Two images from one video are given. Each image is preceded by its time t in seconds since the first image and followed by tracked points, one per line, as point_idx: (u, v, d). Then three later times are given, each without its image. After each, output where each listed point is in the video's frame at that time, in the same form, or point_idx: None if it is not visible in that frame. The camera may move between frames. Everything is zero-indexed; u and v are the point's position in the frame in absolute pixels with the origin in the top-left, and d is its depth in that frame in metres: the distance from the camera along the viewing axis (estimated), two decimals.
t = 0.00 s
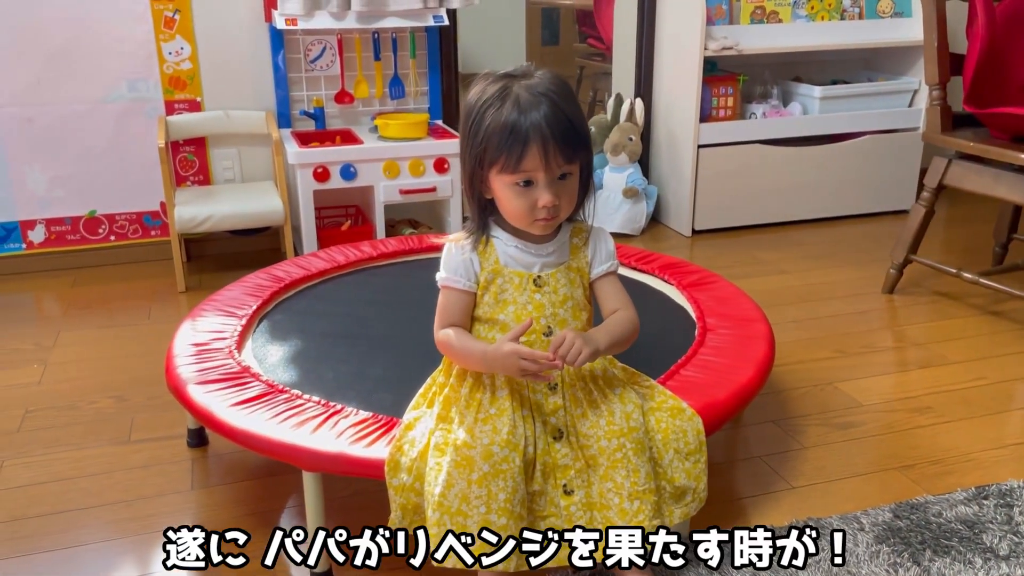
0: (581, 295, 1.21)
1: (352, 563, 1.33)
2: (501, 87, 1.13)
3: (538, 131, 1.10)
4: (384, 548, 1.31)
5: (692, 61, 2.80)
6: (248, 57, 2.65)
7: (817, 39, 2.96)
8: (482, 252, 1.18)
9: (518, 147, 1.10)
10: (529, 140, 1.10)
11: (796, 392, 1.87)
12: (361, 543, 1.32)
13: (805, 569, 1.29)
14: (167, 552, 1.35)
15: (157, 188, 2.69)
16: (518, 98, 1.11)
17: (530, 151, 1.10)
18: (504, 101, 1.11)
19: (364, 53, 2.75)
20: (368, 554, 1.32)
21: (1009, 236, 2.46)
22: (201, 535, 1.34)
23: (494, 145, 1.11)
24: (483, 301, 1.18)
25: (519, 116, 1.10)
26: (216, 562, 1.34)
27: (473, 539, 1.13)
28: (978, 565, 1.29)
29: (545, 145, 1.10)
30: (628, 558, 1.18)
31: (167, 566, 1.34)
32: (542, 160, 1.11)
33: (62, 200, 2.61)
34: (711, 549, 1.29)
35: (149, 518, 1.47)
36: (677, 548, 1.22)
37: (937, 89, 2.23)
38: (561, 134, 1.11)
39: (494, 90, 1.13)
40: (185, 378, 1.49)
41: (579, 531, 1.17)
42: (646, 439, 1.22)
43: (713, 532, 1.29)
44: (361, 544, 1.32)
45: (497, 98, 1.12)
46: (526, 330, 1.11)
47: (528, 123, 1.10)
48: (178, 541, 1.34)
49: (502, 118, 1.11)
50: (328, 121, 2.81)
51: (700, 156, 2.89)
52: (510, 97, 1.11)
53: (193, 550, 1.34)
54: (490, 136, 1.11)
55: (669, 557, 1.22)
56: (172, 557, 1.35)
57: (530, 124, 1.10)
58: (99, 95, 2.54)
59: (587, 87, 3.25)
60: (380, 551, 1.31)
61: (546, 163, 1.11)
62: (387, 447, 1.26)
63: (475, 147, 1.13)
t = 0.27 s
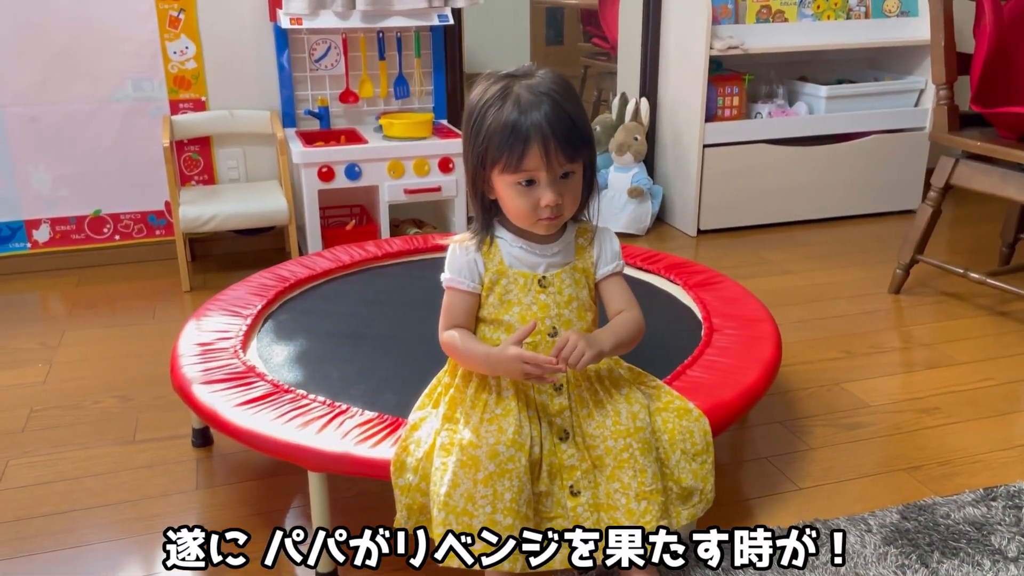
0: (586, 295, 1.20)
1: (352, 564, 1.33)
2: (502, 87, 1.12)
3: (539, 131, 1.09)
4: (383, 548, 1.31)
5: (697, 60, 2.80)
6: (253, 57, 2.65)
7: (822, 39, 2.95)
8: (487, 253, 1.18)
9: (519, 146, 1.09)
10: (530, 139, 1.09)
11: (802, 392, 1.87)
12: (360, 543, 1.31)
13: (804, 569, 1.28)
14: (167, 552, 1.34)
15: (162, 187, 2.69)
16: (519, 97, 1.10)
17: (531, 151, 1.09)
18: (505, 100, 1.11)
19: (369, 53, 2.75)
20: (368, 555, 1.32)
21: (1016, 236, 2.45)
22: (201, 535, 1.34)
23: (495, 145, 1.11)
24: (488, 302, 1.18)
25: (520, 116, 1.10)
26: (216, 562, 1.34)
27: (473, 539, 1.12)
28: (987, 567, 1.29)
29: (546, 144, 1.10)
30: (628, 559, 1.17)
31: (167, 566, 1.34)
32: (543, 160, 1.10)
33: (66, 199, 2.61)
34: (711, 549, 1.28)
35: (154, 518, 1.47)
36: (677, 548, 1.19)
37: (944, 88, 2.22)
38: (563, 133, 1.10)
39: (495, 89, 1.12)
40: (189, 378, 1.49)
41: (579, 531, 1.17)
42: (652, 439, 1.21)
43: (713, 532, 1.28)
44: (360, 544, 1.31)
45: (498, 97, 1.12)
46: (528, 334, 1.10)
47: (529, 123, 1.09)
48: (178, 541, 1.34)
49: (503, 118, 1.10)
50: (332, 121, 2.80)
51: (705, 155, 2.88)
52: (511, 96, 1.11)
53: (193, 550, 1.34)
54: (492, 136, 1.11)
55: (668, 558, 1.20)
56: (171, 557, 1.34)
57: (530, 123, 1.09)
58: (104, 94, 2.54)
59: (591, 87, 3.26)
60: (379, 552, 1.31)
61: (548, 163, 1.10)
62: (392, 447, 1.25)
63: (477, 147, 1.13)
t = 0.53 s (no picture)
0: (588, 294, 1.20)
1: (352, 564, 1.32)
2: (501, 87, 1.12)
3: (538, 131, 1.09)
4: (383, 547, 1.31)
5: (701, 59, 2.79)
6: (256, 56, 2.65)
7: (826, 38, 2.94)
8: (488, 252, 1.17)
9: (518, 146, 1.09)
10: (529, 139, 1.09)
11: (806, 392, 1.86)
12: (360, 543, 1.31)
13: (804, 568, 1.28)
14: (167, 552, 1.34)
15: (166, 186, 2.69)
16: (518, 97, 1.10)
17: (530, 151, 1.09)
18: (504, 100, 1.11)
19: (372, 52, 2.75)
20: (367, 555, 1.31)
21: (1020, 235, 2.44)
22: (201, 535, 1.33)
23: (494, 145, 1.11)
24: (490, 302, 1.18)
25: (519, 116, 1.10)
26: (216, 562, 1.34)
27: (473, 539, 1.12)
28: (991, 567, 1.28)
29: (544, 144, 1.09)
30: (628, 559, 1.16)
31: (167, 566, 1.34)
32: (542, 160, 1.10)
33: (70, 198, 2.61)
34: (711, 549, 1.28)
35: (157, 517, 1.47)
36: (677, 548, 1.18)
37: (948, 87, 2.21)
38: (561, 133, 1.10)
39: (494, 90, 1.12)
40: (191, 376, 1.49)
41: (579, 531, 1.16)
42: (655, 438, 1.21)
43: (713, 532, 1.27)
44: (360, 543, 1.31)
45: (496, 98, 1.11)
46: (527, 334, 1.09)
47: (527, 123, 1.09)
48: (178, 541, 1.34)
49: (501, 118, 1.10)
50: (335, 120, 2.80)
51: (708, 154, 2.88)
52: (509, 96, 1.11)
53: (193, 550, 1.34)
54: (490, 135, 1.10)
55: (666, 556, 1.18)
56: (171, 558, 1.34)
57: (529, 124, 1.09)
58: (107, 93, 2.54)
59: (595, 86, 3.23)
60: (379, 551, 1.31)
61: (547, 162, 1.10)
62: (395, 447, 1.25)
63: (476, 147, 1.13)
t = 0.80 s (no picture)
0: (587, 293, 1.20)
1: (352, 564, 1.32)
2: (500, 85, 1.12)
3: (536, 128, 1.09)
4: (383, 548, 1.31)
5: (703, 58, 2.79)
6: (258, 55, 2.65)
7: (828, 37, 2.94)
8: (487, 251, 1.17)
9: (516, 143, 1.09)
10: (527, 136, 1.09)
11: (807, 391, 1.86)
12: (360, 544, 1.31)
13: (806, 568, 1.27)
14: (167, 552, 1.33)
15: (167, 185, 2.69)
16: (517, 95, 1.10)
17: (528, 147, 1.09)
18: (503, 98, 1.11)
19: (374, 51, 2.75)
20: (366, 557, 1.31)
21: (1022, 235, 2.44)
22: (201, 535, 1.32)
23: (493, 141, 1.10)
24: (488, 300, 1.17)
25: (517, 113, 1.10)
26: (216, 562, 1.33)
27: (473, 539, 1.12)
28: (992, 567, 1.28)
29: (543, 141, 1.09)
30: (628, 558, 1.16)
31: (167, 566, 1.33)
32: (541, 157, 1.10)
33: (71, 197, 2.62)
34: (711, 549, 1.25)
35: (158, 515, 1.47)
36: (677, 548, 1.17)
37: (950, 87, 2.21)
38: (560, 130, 1.10)
39: (493, 87, 1.12)
40: (192, 375, 1.49)
41: (579, 531, 1.16)
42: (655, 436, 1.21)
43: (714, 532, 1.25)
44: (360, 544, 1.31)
45: (495, 95, 1.11)
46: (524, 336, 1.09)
47: (525, 120, 1.09)
48: (178, 541, 1.33)
49: (500, 115, 1.10)
50: (337, 118, 2.80)
51: (710, 153, 2.87)
52: (508, 94, 1.11)
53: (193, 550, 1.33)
54: (489, 132, 1.10)
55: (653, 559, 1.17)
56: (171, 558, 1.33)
57: (528, 121, 1.09)
58: (108, 92, 2.55)
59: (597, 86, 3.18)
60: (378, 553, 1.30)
61: (545, 160, 1.10)
62: (395, 445, 1.25)
63: (474, 144, 1.13)
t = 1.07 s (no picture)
0: (590, 293, 1.20)
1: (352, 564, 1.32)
2: (504, 81, 1.12)
3: (541, 124, 1.09)
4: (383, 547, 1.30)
5: (705, 58, 2.79)
6: (260, 54, 2.65)
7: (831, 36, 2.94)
8: (490, 250, 1.17)
9: (521, 139, 1.09)
10: (532, 132, 1.09)
11: (809, 391, 1.86)
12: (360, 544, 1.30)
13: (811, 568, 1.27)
14: (167, 552, 1.32)
15: (169, 184, 2.69)
16: (522, 91, 1.10)
17: (533, 144, 1.09)
18: (507, 94, 1.11)
19: (375, 50, 2.75)
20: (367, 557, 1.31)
21: None
22: (201, 535, 1.31)
23: (497, 137, 1.10)
24: (491, 300, 1.17)
25: (522, 109, 1.09)
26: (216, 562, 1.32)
27: (473, 539, 1.12)
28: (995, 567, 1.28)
29: (548, 137, 1.09)
30: (628, 560, 1.11)
31: (167, 566, 1.33)
32: (545, 153, 1.10)
33: (73, 195, 2.62)
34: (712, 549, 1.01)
35: (159, 514, 1.47)
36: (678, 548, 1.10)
37: (953, 87, 2.21)
38: (565, 127, 1.10)
39: (498, 83, 1.12)
40: (194, 374, 1.49)
41: (579, 531, 1.15)
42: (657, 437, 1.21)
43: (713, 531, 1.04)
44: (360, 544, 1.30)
45: (500, 91, 1.11)
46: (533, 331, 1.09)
47: (530, 116, 1.09)
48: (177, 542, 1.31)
49: (504, 111, 1.10)
50: (339, 118, 2.80)
51: (712, 153, 2.87)
52: (513, 90, 1.11)
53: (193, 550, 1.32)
54: (493, 128, 1.10)
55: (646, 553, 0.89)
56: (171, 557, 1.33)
57: (532, 117, 1.09)
58: (111, 91, 2.55)
59: (598, 85, 3.20)
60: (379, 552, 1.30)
61: (550, 156, 1.10)
62: (397, 445, 1.25)
63: (478, 140, 1.12)
